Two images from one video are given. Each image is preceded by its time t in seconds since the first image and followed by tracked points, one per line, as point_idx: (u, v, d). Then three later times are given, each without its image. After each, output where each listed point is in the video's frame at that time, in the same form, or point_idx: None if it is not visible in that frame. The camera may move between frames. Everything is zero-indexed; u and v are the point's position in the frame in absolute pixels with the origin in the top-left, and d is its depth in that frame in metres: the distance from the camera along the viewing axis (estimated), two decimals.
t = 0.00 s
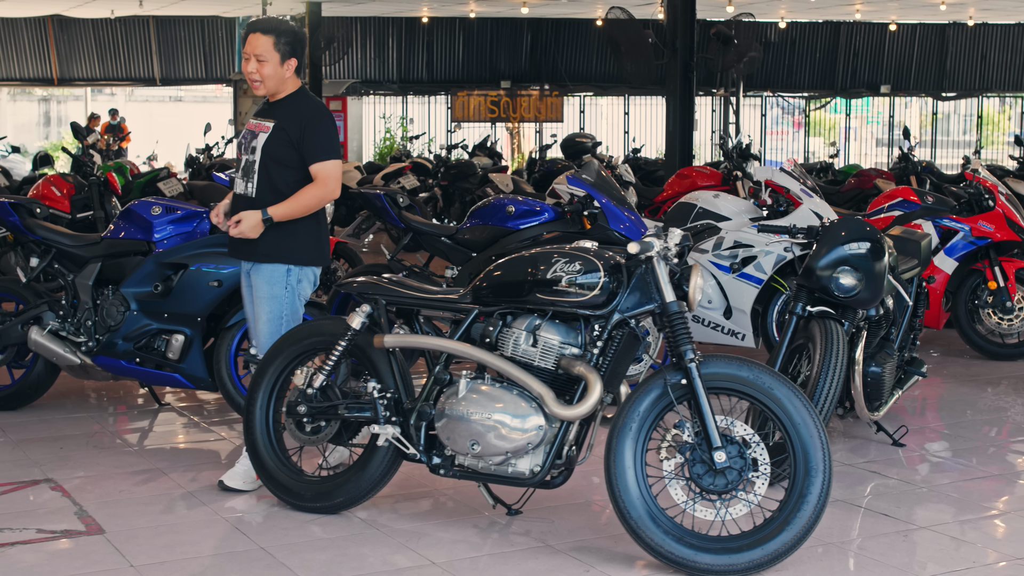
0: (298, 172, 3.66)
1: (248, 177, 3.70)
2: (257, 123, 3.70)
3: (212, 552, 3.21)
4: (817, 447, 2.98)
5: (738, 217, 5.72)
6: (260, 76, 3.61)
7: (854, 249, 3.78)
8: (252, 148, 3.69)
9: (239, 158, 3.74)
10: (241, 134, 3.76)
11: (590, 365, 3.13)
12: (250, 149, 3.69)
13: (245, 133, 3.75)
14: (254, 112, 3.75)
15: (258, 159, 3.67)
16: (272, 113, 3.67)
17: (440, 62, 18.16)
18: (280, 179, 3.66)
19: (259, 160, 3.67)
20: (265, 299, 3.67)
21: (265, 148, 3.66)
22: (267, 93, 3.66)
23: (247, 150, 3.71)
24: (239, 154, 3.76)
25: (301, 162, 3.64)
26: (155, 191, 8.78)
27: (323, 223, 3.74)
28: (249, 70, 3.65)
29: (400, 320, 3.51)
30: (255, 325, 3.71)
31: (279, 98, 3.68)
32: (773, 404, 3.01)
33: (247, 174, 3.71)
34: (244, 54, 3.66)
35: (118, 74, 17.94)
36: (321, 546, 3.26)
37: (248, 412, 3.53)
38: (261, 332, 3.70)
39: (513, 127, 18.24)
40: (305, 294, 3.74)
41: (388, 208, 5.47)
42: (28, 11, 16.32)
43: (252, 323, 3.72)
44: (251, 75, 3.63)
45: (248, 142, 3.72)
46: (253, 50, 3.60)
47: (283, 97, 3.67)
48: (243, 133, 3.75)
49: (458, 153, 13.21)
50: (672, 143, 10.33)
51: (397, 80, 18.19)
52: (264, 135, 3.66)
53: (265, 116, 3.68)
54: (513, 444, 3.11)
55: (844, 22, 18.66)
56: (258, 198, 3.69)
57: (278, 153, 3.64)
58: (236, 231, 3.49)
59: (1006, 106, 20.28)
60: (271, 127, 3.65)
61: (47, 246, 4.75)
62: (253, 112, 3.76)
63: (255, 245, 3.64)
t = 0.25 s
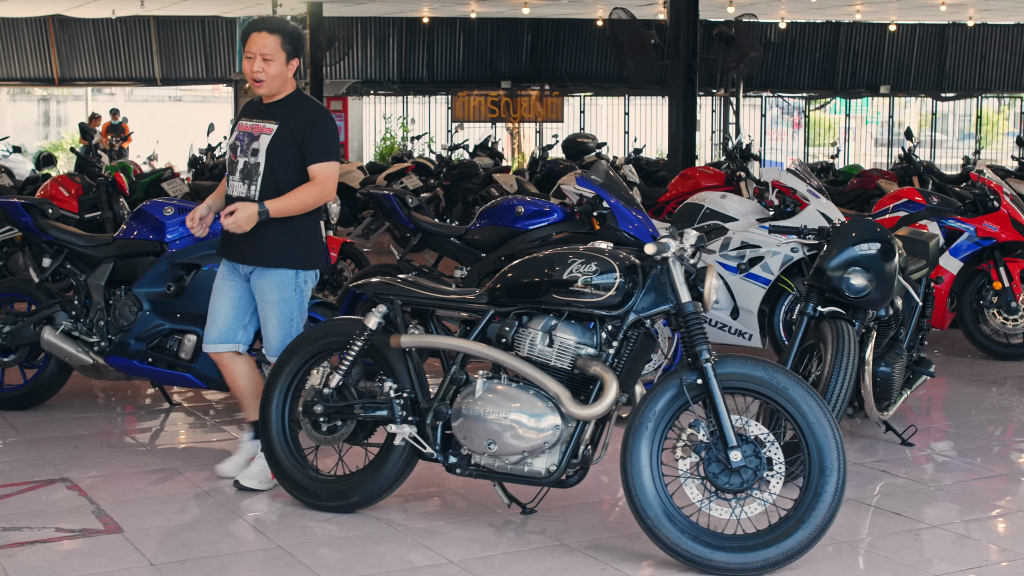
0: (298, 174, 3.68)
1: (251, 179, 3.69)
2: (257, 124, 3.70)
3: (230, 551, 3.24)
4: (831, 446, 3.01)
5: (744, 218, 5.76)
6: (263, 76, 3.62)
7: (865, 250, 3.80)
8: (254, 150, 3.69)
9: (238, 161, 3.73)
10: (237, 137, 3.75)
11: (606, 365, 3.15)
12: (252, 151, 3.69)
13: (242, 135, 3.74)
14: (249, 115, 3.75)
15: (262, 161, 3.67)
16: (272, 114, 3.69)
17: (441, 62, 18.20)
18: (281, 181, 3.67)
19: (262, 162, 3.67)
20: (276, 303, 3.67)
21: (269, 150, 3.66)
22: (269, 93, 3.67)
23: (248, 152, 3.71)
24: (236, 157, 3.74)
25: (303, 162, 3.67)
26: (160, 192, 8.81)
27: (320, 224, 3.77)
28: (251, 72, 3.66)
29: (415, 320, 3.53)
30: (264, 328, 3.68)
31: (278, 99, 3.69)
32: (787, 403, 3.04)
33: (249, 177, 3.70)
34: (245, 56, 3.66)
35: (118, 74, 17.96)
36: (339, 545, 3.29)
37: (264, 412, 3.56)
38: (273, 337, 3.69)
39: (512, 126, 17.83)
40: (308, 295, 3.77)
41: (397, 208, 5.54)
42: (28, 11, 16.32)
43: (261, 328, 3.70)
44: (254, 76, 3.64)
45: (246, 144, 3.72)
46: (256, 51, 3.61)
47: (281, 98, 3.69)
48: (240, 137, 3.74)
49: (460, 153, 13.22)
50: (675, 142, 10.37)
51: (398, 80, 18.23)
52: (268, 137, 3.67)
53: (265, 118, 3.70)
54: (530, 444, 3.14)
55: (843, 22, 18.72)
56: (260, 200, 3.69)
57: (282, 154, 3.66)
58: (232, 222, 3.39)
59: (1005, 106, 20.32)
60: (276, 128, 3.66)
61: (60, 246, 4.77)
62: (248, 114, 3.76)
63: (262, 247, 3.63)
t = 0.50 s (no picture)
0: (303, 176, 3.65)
1: (257, 185, 3.59)
2: (254, 129, 3.61)
3: (248, 549, 3.27)
4: (844, 445, 3.04)
5: (751, 219, 5.77)
6: (265, 82, 3.56)
7: (874, 251, 3.83)
8: (257, 155, 3.59)
9: (237, 168, 3.62)
10: (231, 145, 3.63)
11: (621, 365, 3.17)
12: (256, 157, 3.59)
13: (236, 142, 3.63)
14: (238, 120, 3.66)
15: (269, 165, 3.59)
16: (270, 117, 3.61)
17: (442, 63, 18.22)
18: (286, 184, 3.60)
19: (269, 168, 3.59)
20: (288, 308, 3.64)
21: (275, 153, 3.59)
22: (265, 97, 3.61)
23: (248, 158, 3.60)
24: (232, 165, 3.63)
25: (308, 165, 3.63)
26: (164, 193, 8.83)
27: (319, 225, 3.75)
28: (249, 79, 3.57)
29: (430, 320, 3.56)
30: (277, 333, 3.66)
31: (274, 102, 3.63)
32: (801, 402, 3.07)
33: (253, 183, 3.60)
34: (241, 63, 3.57)
35: (119, 75, 17.96)
36: (355, 542, 3.32)
37: (280, 412, 3.59)
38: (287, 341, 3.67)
39: (514, 128, 18.02)
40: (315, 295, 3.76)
41: (405, 209, 5.65)
42: (30, 12, 16.31)
43: (273, 332, 3.66)
44: (255, 82, 3.56)
45: (244, 151, 3.61)
46: (256, 56, 3.54)
47: (276, 101, 3.64)
48: (235, 143, 3.63)
49: (462, 153, 13.26)
50: (678, 143, 10.41)
51: (399, 81, 18.21)
52: (272, 141, 3.59)
53: (263, 121, 3.62)
54: (545, 442, 3.16)
55: (844, 24, 18.78)
56: (267, 207, 3.60)
57: (288, 158, 3.60)
58: (269, 241, 3.43)
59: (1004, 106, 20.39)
60: (280, 132, 3.59)
61: (72, 246, 4.80)
62: (238, 119, 3.66)
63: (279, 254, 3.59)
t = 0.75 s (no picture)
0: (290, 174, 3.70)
1: (254, 184, 3.58)
2: (243, 128, 3.60)
3: (261, 548, 3.30)
4: (854, 443, 3.06)
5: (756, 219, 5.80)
6: (258, 81, 3.58)
7: (881, 251, 3.86)
8: (251, 153, 3.58)
9: (229, 168, 3.59)
10: (219, 145, 3.60)
11: (632, 365, 3.20)
12: (249, 155, 3.58)
13: (225, 142, 3.60)
14: (222, 119, 3.63)
15: (265, 163, 3.59)
16: (259, 115, 3.63)
17: (443, 64, 18.25)
18: (281, 182, 3.61)
19: (265, 165, 3.59)
20: (281, 309, 3.66)
21: (272, 151, 3.59)
22: (254, 97, 3.62)
23: (241, 157, 3.59)
24: (223, 164, 3.59)
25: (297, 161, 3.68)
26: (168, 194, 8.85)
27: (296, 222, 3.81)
28: (241, 78, 3.58)
29: (441, 320, 3.59)
30: (272, 336, 3.69)
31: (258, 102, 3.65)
32: (811, 401, 3.09)
33: (249, 182, 3.58)
34: (234, 63, 3.57)
35: (120, 76, 17.98)
36: (367, 541, 3.35)
37: (292, 411, 3.62)
38: (281, 342, 3.70)
39: (515, 129, 18.32)
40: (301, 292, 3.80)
41: (413, 210, 5.67)
42: (31, 14, 16.32)
43: (266, 334, 3.68)
44: (248, 81, 3.57)
45: (237, 150, 3.59)
46: (250, 55, 3.56)
47: (262, 100, 3.65)
48: (223, 142, 3.60)
49: (464, 154, 13.29)
50: (681, 143, 10.45)
51: (399, 82, 18.25)
52: (266, 138, 3.60)
53: (251, 120, 3.62)
54: (557, 441, 3.18)
55: (844, 25, 18.83)
56: (263, 205, 3.59)
57: (282, 155, 3.62)
58: (290, 246, 3.52)
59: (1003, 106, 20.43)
60: (272, 129, 3.61)
61: (81, 247, 4.83)
62: (222, 118, 3.63)
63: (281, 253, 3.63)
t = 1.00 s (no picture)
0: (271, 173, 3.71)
1: (248, 185, 3.56)
2: (232, 129, 3.57)
3: (270, 546, 3.31)
4: (860, 442, 3.08)
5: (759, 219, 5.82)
6: (248, 82, 3.52)
7: (886, 251, 3.87)
8: (243, 154, 3.56)
9: (220, 169, 3.55)
10: (209, 146, 3.55)
11: (640, 364, 3.22)
12: (242, 156, 3.56)
13: (214, 142, 3.55)
14: (207, 119, 3.57)
15: (257, 164, 3.57)
16: (246, 114, 3.59)
17: (443, 65, 18.29)
18: (271, 182, 3.61)
19: (258, 166, 3.57)
20: (275, 310, 3.69)
21: (263, 152, 3.58)
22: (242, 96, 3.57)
23: (232, 159, 3.55)
24: (214, 166, 3.55)
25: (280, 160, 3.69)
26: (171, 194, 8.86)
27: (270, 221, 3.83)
28: (231, 79, 3.52)
29: (448, 319, 3.60)
30: (266, 338, 3.70)
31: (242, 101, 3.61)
32: (818, 401, 3.11)
33: (242, 183, 3.56)
34: (223, 63, 3.50)
35: (121, 76, 18.02)
36: (376, 540, 3.36)
37: (301, 410, 3.65)
38: (274, 344, 3.72)
39: (516, 129, 18.33)
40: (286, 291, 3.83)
41: (418, 210, 5.71)
42: (33, 14, 16.34)
43: (265, 336, 3.70)
44: (238, 82, 3.51)
45: (228, 150, 3.55)
46: (240, 56, 3.50)
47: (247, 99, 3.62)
48: (213, 143, 3.55)
49: (465, 155, 13.30)
50: (682, 143, 10.50)
51: (400, 82, 18.31)
52: (256, 138, 3.58)
53: (238, 120, 3.59)
54: (566, 441, 3.20)
55: (843, 25, 18.91)
56: (256, 206, 3.58)
57: (271, 154, 3.61)
58: (277, 235, 3.48)
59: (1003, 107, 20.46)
60: (261, 129, 3.59)
61: (88, 247, 4.85)
62: (207, 118, 3.57)
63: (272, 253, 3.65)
